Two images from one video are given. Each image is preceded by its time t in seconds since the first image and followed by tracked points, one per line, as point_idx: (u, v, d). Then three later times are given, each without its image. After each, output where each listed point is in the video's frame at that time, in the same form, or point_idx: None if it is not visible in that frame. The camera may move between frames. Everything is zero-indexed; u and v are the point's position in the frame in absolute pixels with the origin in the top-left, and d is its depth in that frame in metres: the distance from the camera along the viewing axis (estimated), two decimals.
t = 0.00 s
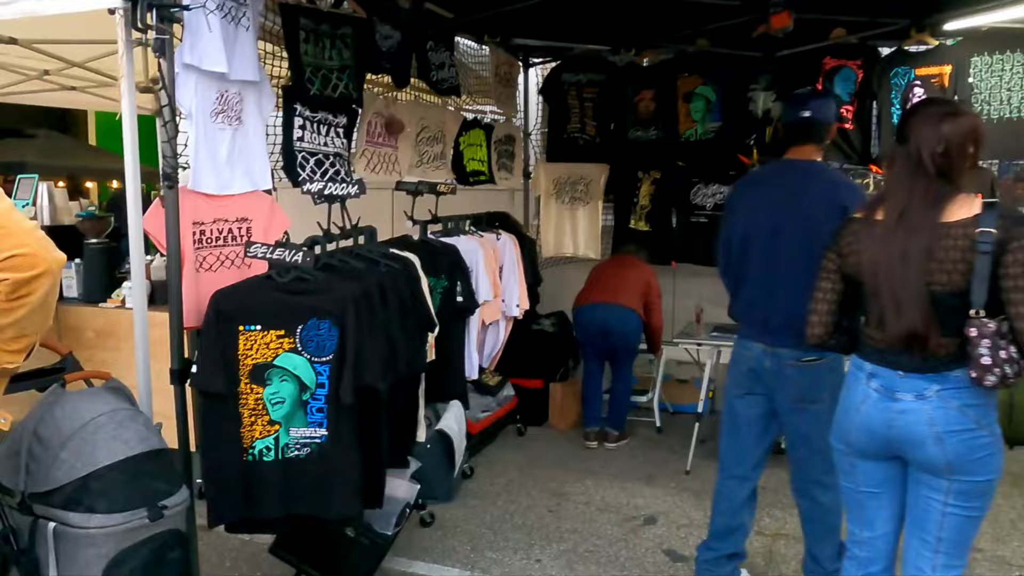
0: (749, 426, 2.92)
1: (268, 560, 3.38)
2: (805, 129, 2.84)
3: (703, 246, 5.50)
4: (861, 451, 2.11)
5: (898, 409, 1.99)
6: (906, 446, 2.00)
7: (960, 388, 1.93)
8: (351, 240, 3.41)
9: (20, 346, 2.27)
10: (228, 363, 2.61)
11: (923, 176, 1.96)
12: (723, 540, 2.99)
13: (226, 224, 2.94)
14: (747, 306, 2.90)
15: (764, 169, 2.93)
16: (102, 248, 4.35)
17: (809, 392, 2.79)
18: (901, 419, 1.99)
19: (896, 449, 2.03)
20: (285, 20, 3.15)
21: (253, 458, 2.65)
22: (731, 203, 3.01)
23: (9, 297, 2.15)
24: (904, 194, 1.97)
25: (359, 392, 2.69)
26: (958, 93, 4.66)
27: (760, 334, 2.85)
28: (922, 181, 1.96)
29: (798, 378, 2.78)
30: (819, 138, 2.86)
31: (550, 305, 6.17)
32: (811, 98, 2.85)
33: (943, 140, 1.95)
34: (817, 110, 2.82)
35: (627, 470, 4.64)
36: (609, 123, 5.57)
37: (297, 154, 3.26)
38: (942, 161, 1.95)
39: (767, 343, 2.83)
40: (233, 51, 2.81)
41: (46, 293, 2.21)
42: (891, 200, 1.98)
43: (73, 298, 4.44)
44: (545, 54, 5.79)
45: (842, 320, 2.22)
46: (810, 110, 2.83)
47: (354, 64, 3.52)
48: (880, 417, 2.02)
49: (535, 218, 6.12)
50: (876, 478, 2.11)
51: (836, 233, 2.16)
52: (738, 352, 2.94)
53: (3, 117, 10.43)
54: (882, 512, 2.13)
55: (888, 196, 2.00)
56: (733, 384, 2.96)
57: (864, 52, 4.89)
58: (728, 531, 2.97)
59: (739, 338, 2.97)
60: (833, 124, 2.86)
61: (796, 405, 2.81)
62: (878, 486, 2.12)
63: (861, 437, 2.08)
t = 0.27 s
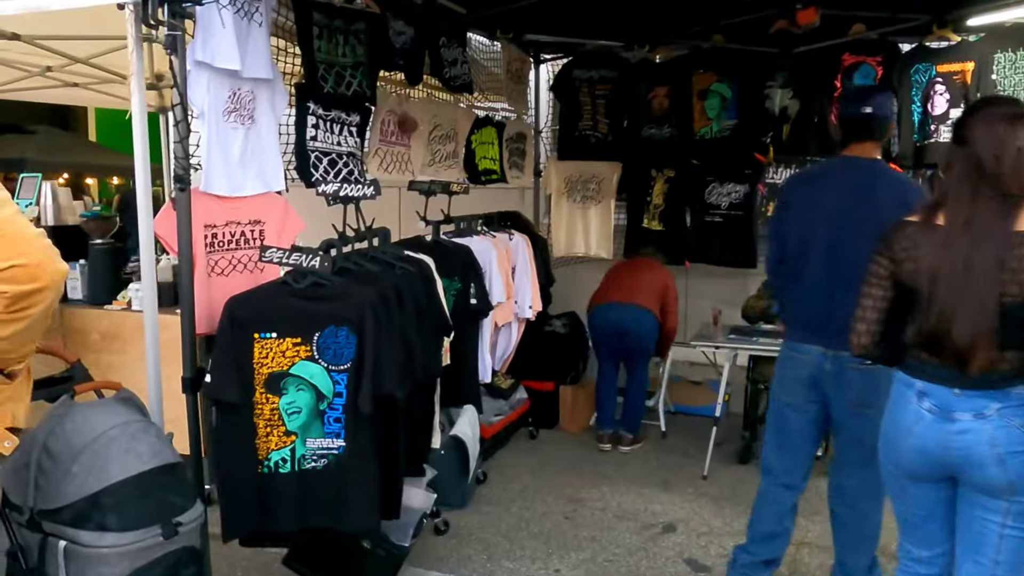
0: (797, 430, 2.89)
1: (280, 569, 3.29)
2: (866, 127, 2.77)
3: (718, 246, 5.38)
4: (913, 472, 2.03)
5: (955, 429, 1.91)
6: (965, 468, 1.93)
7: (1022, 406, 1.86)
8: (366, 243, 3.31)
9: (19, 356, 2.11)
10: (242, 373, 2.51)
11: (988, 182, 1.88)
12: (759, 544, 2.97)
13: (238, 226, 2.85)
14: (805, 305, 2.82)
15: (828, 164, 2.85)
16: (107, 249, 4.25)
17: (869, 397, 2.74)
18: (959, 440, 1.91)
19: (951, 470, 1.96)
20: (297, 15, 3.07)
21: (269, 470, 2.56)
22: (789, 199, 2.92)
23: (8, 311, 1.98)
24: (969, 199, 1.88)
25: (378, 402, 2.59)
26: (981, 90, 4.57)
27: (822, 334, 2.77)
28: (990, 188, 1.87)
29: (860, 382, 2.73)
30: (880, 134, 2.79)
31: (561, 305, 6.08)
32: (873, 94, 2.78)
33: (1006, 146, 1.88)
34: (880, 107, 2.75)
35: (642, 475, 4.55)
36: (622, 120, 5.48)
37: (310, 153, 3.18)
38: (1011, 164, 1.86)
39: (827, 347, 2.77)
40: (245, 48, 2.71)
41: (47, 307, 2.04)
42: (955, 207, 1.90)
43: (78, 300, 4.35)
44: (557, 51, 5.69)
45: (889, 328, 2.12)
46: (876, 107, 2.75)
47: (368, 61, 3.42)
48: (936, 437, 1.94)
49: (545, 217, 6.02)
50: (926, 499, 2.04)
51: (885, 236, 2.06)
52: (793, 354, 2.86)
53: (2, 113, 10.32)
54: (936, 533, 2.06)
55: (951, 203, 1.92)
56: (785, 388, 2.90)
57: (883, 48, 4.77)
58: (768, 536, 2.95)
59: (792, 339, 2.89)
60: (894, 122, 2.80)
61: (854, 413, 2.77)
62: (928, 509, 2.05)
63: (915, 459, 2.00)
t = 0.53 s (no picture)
0: (838, 441, 3.00)
1: None
2: (910, 131, 2.92)
3: (730, 248, 5.30)
4: (960, 493, 2.09)
5: (1005, 451, 1.97)
6: (1014, 491, 1.98)
7: None
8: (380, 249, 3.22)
9: (32, 386, 2.05)
10: (258, 385, 2.44)
11: None
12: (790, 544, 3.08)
13: (252, 233, 2.77)
14: (858, 312, 2.94)
15: (879, 173, 2.97)
16: (113, 252, 4.18)
17: (914, 408, 2.89)
18: (1009, 463, 1.97)
19: (999, 491, 2.01)
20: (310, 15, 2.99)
21: (284, 485, 2.49)
22: (834, 207, 3.06)
23: (19, 343, 1.90)
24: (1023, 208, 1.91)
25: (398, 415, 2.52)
26: (1001, 92, 4.52)
27: (874, 344, 2.90)
28: None
29: (907, 395, 2.87)
30: (922, 137, 2.94)
31: (572, 307, 6.01)
32: (915, 101, 2.92)
33: None
34: (923, 113, 2.90)
35: (656, 482, 4.48)
36: (635, 121, 5.40)
37: (323, 157, 3.10)
38: None
39: (876, 357, 2.90)
40: (259, 50, 2.64)
41: (60, 337, 1.97)
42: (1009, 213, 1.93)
43: (83, 304, 4.28)
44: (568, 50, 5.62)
45: (934, 340, 2.13)
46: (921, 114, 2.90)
47: (382, 63, 3.35)
48: (985, 460, 2.00)
49: (556, 219, 5.95)
50: (972, 517, 2.11)
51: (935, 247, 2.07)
52: (839, 366, 2.98)
53: (2, 111, 10.24)
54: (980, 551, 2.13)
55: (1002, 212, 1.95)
56: (828, 398, 3.01)
57: (902, 48, 4.68)
58: (801, 537, 3.06)
59: (836, 347, 3.01)
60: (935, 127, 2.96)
61: (896, 422, 2.92)
62: (975, 527, 2.11)
63: (962, 480, 2.05)
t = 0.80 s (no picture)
0: (858, 435, 2.98)
1: None
2: (930, 123, 2.92)
3: (742, 243, 5.29)
4: (991, 487, 2.12)
5: None
6: None
7: None
8: (394, 242, 3.19)
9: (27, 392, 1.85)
10: (272, 380, 2.41)
11: None
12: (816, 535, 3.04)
13: (265, 226, 2.74)
14: (884, 307, 2.91)
15: (904, 164, 2.94)
16: (119, 245, 4.14)
17: (937, 402, 2.93)
18: None
19: None
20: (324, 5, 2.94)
21: (299, 481, 2.45)
22: (859, 200, 3.00)
23: (32, 347, 1.73)
24: None
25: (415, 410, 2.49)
26: (1016, 85, 4.48)
27: (902, 338, 2.88)
28: None
29: (932, 388, 2.92)
30: (939, 131, 2.95)
31: (580, 301, 5.97)
32: (936, 93, 2.91)
33: None
34: (942, 105, 2.90)
35: (666, 478, 4.45)
36: (644, 114, 5.33)
37: (336, 149, 3.05)
38: None
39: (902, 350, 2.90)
40: (272, 39, 2.59)
41: (75, 343, 1.80)
42: None
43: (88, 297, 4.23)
44: (577, 42, 5.58)
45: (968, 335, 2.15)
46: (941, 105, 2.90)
47: (393, 53, 3.30)
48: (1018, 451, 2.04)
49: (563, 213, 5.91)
50: (1004, 513, 2.14)
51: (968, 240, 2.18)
52: (863, 359, 2.95)
53: (3, 104, 10.18)
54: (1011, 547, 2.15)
55: None
56: (851, 390, 2.98)
57: (916, 40, 4.57)
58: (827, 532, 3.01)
59: (860, 341, 2.98)
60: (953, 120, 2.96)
61: (919, 415, 2.95)
62: (1006, 522, 2.14)
63: (993, 473, 2.10)
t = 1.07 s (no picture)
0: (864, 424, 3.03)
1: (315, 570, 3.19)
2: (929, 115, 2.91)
3: (746, 238, 5.26)
4: (1009, 464, 2.21)
5: None
6: None
7: None
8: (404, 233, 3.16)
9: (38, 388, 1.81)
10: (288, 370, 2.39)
11: None
12: (838, 529, 3.12)
13: (278, 215, 2.72)
14: (887, 300, 2.94)
15: (904, 157, 2.95)
16: (124, 236, 4.12)
17: (941, 390, 2.94)
18: None
19: None
20: None
21: (315, 471, 2.44)
22: (860, 191, 3.01)
23: (37, 342, 1.67)
24: None
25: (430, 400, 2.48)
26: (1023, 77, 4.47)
27: (904, 329, 2.92)
28: None
29: (935, 376, 2.92)
30: (938, 122, 2.95)
31: (585, 294, 5.97)
32: (934, 83, 2.90)
33: None
34: (941, 97, 2.89)
35: (674, 470, 4.45)
36: (650, 106, 5.32)
37: (348, 139, 3.04)
38: None
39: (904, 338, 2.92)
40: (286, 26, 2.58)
41: (82, 338, 1.74)
42: None
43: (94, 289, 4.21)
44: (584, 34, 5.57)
45: (987, 321, 2.30)
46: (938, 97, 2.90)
47: (405, 43, 3.28)
48: None
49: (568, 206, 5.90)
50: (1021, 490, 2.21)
51: (984, 234, 2.30)
52: (867, 348, 3.00)
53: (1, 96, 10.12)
54: None
55: None
56: (857, 379, 3.04)
57: (924, 33, 4.58)
58: (848, 524, 3.10)
59: (865, 331, 3.02)
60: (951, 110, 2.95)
61: (922, 403, 2.95)
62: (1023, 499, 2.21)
63: (1011, 448, 2.18)
